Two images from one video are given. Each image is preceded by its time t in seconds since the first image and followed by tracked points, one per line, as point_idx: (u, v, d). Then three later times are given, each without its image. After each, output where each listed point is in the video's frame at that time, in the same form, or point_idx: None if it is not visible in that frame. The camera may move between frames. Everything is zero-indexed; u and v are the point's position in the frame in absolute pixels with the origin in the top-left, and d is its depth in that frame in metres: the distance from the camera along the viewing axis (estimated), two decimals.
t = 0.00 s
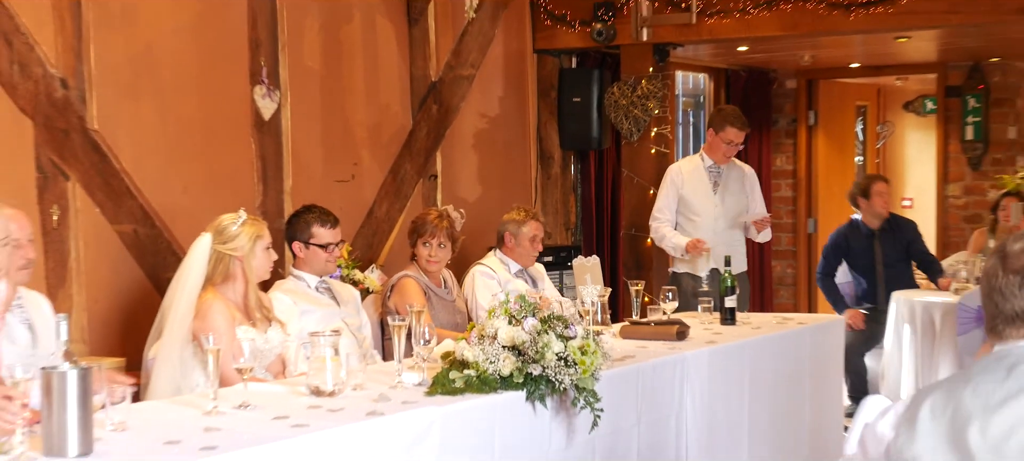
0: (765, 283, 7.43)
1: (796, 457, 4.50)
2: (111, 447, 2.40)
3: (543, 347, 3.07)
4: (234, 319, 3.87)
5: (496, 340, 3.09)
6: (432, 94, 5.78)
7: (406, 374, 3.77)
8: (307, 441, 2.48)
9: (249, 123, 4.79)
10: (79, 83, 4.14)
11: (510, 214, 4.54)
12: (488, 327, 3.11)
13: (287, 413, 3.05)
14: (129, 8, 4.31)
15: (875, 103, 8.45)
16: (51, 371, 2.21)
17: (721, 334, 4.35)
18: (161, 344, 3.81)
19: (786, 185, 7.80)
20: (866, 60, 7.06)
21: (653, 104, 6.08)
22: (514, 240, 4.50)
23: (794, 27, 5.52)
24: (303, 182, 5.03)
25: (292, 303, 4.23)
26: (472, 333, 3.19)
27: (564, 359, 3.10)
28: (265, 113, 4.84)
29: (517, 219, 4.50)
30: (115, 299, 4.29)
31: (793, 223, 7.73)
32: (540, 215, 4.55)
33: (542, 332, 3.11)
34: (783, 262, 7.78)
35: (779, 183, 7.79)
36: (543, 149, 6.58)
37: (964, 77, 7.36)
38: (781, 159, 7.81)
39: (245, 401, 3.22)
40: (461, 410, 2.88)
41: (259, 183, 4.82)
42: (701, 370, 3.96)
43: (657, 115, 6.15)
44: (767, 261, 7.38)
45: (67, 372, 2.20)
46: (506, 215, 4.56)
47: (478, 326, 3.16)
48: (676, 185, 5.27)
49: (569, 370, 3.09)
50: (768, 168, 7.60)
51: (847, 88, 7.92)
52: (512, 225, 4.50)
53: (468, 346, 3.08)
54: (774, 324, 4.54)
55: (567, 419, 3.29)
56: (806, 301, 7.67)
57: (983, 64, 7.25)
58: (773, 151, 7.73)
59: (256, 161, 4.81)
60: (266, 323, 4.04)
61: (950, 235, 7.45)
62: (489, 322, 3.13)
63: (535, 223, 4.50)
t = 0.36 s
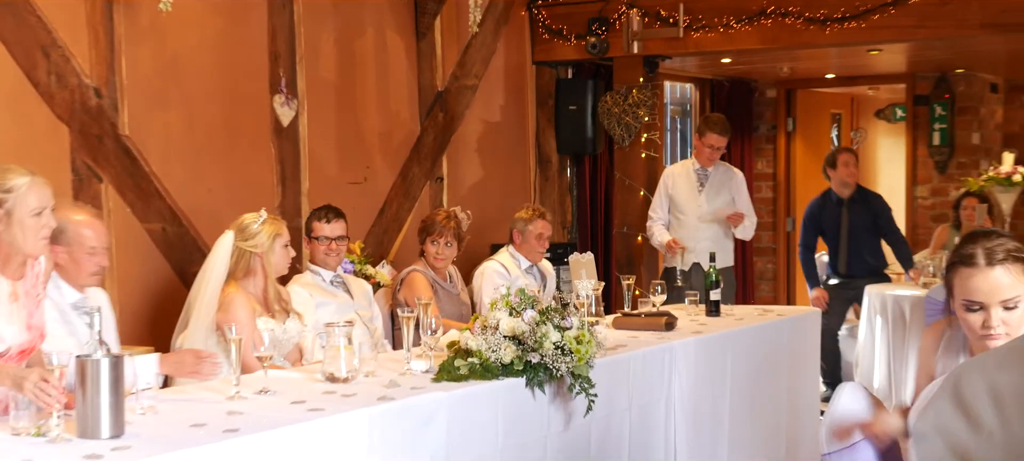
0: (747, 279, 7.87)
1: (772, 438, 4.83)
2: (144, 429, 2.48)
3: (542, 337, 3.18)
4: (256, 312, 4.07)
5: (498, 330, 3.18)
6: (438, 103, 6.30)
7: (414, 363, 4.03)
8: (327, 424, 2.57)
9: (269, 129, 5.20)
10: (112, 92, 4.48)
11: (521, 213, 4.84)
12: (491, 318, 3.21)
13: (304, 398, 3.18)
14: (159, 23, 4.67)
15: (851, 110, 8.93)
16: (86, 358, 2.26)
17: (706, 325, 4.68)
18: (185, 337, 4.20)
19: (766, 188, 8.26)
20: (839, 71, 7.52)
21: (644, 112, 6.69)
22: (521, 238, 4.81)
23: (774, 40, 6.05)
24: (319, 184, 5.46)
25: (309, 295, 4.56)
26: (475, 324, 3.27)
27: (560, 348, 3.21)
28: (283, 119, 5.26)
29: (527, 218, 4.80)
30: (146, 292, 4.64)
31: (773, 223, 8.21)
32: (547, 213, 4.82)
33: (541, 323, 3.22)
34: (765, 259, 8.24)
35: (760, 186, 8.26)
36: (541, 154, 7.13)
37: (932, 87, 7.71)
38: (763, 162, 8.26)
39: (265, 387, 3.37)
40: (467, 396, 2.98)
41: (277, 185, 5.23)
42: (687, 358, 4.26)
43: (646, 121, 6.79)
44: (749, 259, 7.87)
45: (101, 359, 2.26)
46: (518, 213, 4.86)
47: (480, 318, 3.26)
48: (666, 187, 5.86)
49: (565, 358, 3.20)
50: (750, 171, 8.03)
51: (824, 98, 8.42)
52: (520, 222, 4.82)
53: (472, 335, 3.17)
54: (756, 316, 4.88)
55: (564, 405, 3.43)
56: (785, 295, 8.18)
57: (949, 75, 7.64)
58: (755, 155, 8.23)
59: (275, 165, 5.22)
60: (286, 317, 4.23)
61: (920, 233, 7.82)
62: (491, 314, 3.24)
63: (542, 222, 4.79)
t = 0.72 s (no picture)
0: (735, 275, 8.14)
1: (756, 432, 5.04)
2: (157, 418, 2.64)
3: (540, 331, 3.39)
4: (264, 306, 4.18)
5: (498, 324, 3.40)
6: (441, 107, 6.64)
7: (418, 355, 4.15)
8: (331, 415, 2.71)
9: (280, 133, 5.45)
10: (130, 97, 4.70)
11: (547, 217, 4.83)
12: (492, 313, 3.43)
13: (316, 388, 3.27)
14: (175, 32, 4.90)
15: (835, 114, 9.16)
16: (104, 353, 2.42)
17: (696, 319, 4.91)
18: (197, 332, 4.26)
19: (754, 189, 8.49)
20: (822, 78, 7.80)
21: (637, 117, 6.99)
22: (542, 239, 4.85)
23: (762, 47, 6.34)
24: (326, 185, 5.71)
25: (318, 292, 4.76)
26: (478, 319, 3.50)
27: (558, 342, 3.41)
28: (294, 123, 5.51)
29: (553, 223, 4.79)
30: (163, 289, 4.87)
31: (760, 222, 8.47)
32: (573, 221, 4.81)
33: (539, 318, 3.43)
34: (752, 257, 8.50)
35: (748, 187, 8.50)
36: (540, 156, 7.45)
37: (912, 92, 7.95)
38: (751, 163, 8.49)
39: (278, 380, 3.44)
40: (465, 388, 3.17)
41: (288, 186, 5.49)
42: (676, 352, 4.45)
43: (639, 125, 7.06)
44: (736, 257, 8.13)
45: (118, 353, 2.42)
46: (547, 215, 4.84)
47: (481, 313, 3.49)
48: (652, 187, 6.13)
49: (562, 351, 3.41)
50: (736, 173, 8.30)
51: (809, 103, 8.68)
52: (546, 225, 4.80)
53: (474, 330, 3.38)
54: (744, 311, 5.13)
55: (560, 396, 3.64)
56: (772, 291, 8.43)
57: (928, 81, 7.89)
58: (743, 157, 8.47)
59: (286, 167, 5.48)
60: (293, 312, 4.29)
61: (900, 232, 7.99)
62: (492, 309, 3.46)
63: (564, 229, 4.77)
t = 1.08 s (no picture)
0: (726, 275, 8.39)
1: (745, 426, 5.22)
2: (171, 410, 2.68)
3: (538, 328, 3.40)
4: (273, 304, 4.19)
5: (498, 322, 3.39)
6: (444, 113, 6.84)
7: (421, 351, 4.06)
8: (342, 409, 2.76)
9: (288, 137, 5.66)
10: (145, 104, 4.90)
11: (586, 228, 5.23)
12: (491, 310, 3.42)
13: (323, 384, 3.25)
14: (187, 41, 5.09)
15: (823, 119, 9.41)
16: (120, 348, 2.45)
17: (689, 317, 5.07)
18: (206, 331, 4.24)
19: (744, 192, 8.74)
20: (811, 85, 8.02)
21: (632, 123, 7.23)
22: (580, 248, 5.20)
23: (751, 56, 6.59)
24: (332, 188, 5.93)
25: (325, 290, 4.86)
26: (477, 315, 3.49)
27: (555, 339, 3.42)
28: (301, 127, 5.73)
29: (593, 235, 5.20)
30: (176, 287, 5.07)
31: (750, 224, 8.71)
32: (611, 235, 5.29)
33: (538, 315, 3.43)
34: (743, 257, 8.74)
35: (739, 190, 8.74)
36: (538, 160, 7.74)
37: (897, 98, 8.16)
38: (742, 167, 8.73)
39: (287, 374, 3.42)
40: (467, 383, 3.20)
41: (295, 189, 5.70)
42: (672, 351, 4.52)
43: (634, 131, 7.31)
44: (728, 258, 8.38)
45: (133, 349, 2.44)
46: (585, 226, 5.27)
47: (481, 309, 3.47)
48: (643, 192, 6.26)
49: (560, 348, 3.41)
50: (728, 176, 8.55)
51: (798, 109, 8.93)
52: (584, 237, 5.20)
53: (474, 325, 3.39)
54: (735, 308, 5.32)
55: (557, 391, 3.67)
56: (763, 291, 8.67)
57: (912, 88, 8.11)
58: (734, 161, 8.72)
59: (293, 170, 5.69)
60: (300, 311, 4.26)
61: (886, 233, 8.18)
62: (491, 306, 3.45)
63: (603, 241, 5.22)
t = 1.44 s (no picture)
0: (720, 275, 8.61)
1: (737, 421, 5.34)
2: (183, 404, 2.67)
3: (538, 326, 3.39)
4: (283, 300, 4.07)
5: (498, 320, 3.39)
6: (446, 118, 7.06)
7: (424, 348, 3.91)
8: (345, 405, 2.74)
9: (296, 141, 5.86)
10: (158, 109, 5.09)
11: (599, 237, 5.40)
12: (493, 309, 3.43)
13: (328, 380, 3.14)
14: (199, 47, 5.28)
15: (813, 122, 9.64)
16: (135, 344, 2.46)
17: (683, 315, 5.22)
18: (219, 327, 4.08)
19: (737, 193, 8.95)
20: (802, 91, 8.23)
21: (628, 126, 7.47)
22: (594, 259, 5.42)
23: (743, 62, 6.79)
24: (339, 190, 6.14)
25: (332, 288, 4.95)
26: (478, 313, 3.49)
27: (555, 335, 3.42)
28: (308, 132, 5.93)
29: (603, 244, 5.36)
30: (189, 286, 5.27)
31: (742, 224, 8.92)
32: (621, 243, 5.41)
33: (536, 313, 3.43)
34: (735, 256, 8.96)
35: (732, 192, 8.96)
36: (538, 163, 7.95)
37: (883, 104, 8.34)
38: (736, 169, 8.95)
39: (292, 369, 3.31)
40: (470, 377, 3.20)
41: (303, 191, 5.90)
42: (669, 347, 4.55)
43: (630, 134, 7.56)
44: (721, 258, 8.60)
45: (147, 345, 2.45)
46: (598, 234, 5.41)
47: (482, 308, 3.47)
48: (643, 193, 6.46)
49: (559, 344, 3.40)
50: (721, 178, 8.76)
51: (789, 113, 9.16)
52: (596, 246, 5.39)
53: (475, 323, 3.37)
54: (728, 307, 5.49)
55: (556, 387, 3.65)
56: (755, 290, 8.89)
57: (898, 93, 8.28)
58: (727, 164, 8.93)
59: (301, 173, 5.90)
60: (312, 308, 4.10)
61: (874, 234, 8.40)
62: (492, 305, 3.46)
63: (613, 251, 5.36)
